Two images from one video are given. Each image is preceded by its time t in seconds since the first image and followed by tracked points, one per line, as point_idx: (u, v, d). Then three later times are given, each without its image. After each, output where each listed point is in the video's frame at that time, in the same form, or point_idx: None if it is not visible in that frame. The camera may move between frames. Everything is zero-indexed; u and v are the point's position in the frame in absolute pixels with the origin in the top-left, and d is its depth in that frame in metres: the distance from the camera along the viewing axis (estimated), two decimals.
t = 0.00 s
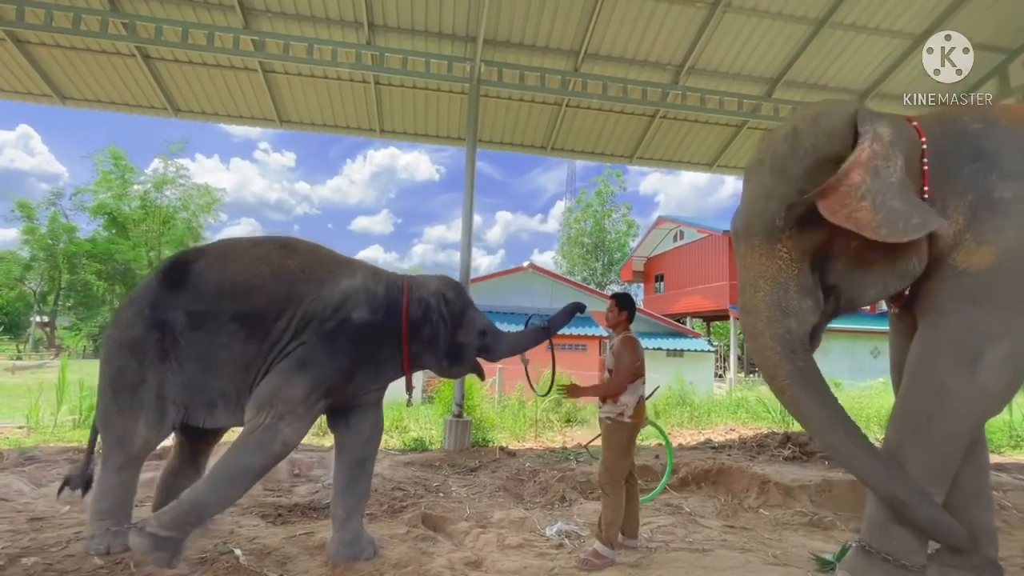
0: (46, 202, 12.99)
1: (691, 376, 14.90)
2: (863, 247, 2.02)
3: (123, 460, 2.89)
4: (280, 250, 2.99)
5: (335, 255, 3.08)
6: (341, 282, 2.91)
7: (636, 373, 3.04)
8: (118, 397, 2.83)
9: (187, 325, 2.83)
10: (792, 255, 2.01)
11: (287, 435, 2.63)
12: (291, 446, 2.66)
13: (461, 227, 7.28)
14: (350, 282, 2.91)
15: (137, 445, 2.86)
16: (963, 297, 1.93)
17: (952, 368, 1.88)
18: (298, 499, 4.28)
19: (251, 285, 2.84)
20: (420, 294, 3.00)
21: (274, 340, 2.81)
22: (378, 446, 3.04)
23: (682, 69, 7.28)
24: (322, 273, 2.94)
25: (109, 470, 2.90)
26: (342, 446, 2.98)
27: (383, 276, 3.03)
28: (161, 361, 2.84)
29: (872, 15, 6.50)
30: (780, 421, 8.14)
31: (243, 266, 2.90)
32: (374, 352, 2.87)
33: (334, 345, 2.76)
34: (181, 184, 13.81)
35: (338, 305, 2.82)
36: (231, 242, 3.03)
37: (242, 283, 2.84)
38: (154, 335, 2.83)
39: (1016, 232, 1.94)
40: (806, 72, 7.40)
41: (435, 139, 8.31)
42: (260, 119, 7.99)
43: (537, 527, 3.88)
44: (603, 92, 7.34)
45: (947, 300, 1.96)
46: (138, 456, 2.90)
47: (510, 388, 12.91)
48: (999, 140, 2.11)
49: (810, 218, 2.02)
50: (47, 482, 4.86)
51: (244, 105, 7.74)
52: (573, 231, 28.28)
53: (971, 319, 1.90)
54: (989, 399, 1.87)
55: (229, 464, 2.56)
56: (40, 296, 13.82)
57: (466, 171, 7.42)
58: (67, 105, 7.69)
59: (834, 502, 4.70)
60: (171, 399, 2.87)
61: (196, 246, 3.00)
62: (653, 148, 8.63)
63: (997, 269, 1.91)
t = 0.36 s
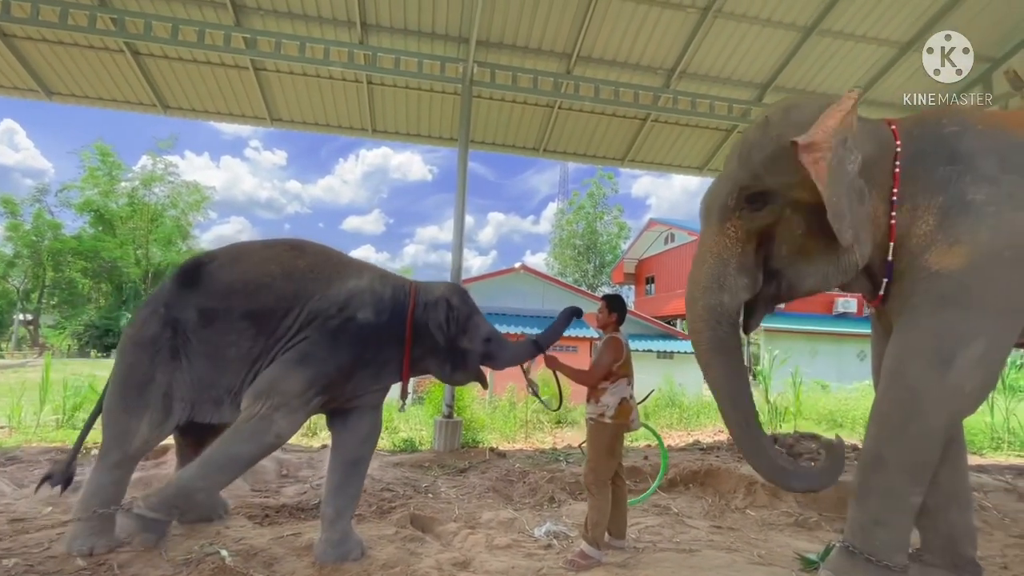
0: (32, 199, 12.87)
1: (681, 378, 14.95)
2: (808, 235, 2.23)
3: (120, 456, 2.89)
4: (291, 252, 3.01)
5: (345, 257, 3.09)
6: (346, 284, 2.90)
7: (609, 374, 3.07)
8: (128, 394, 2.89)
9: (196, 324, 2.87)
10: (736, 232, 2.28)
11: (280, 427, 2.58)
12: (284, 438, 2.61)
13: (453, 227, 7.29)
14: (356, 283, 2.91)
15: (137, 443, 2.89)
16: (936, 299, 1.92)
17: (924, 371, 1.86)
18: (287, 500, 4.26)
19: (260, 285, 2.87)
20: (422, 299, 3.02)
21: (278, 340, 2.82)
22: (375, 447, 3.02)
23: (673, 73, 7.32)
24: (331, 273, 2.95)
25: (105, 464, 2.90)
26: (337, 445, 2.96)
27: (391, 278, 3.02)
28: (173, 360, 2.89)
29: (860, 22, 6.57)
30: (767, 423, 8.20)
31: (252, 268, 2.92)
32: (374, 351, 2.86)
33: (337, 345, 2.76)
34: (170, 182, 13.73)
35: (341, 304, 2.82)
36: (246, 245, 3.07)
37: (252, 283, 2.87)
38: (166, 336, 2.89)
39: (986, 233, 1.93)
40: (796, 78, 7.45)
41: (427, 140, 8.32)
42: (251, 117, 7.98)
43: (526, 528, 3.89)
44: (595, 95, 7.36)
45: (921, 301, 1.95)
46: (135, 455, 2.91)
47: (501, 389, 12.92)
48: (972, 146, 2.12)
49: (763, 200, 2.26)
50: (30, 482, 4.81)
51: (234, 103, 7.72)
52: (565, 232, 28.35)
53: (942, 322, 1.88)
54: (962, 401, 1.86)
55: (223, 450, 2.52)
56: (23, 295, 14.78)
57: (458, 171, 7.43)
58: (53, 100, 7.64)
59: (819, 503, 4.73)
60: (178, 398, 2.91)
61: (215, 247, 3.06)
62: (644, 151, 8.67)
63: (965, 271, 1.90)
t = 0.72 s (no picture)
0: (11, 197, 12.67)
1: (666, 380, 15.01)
2: (748, 241, 2.27)
3: (115, 456, 2.82)
4: (286, 254, 3.03)
5: (342, 258, 3.09)
6: (338, 284, 2.91)
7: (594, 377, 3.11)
8: (130, 394, 2.86)
9: (194, 326, 2.87)
10: (681, 231, 2.39)
11: (266, 425, 2.56)
12: (268, 436, 2.58)
13: (442, 229, 7.30)
14: (348, 283, 2.92)
15: (136, 443, 2.83)
16: (893, 301, 1.94)
17: (886, 372, 1.89)
18: (271, 502, 4.23)
19: (255, 285, 2.88)
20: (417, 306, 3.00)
21: (271, 339, 2.81)
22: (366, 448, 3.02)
23: (660, 79, 7.38)
24: (324, 274, 2.95)
25: (97, 462, 2.81)
26: (327, 445, 2.96)
27: (384, 281, 3.03)
28: (174, 360, 2.88)
29: (840, 32, 6.70)
30: (751, 425, 8.28)
31: (250, 270, 2.93)
32: (362, 352, 2.86)
33: (325, 346, 2.76)
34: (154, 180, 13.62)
35: (330, 304, 2.82)
36: (247, 248, 3.09)
37: (247, 284, 2.88)
38: (169, 337, 2.89)
39: (936, 236, 1.94)
40: (779, 85, 7.56)
41: (417, 141, 8.31)
42: (237, 115, 7.95)
43: (512, 529, 3.91)
44: (582, 99, 7.40)
45: (879, 304, 1.97)
46: (132, 457, 2.85)
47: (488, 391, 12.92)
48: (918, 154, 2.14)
49: (708, 203, 2.34)
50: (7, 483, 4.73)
51: (220, 101, 7.68)
52: (553, 234, 28.45)
53: (900, 324, 1.90)
54: (923, 400, 1.88)
55: (206, 444, 2.50)
56: None
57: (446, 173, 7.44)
58: (32, 94, 7.55)
59: (801, 502, 4.79)
60: (181, 397, 2.88)
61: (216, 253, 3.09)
62: (631, 155, 8.74)
63: (917, 274, 1.92)
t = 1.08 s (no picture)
0: None
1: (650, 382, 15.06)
2: (691, 247, 2.31)
3: (111, 456, 2.72)
4: (268, 254, 3.01)
5: (322, 259, 3.09)
6: (315, 283, 2.89)
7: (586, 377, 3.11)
8: (123, 390, 2.80)
9: (174, 321, 2.85)
10: (631, 229, 2.46)
11: (239, 427, 2.50)
12: (243, 437, 2.53)
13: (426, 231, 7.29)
14: (325, 282, 2.90)
15: (133, 443, 2.75)
16: (849, 301, 1.97)
17: (846, 371, 1.92)
18: (249, 507, 4.18)
19: (231, 283, 2.86)
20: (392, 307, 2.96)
21: (250, 337, 2.77)
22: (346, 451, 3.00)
23: (645, 83, 7.42)
24: (301, 273, 2.94)
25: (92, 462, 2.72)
26: (306, 447, 2.94)
27: (362, 280, 3.02)
28: (159, 353, 2.84)
29: (820, 39, 6.84)
30: (732, 426, 8.35)
31: (231, 268, 2.93)
32: (339, 351, 2.83)
33: (299, 346, 2.70)
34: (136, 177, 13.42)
35: (304, 303, 2.79)
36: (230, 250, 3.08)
37: (225, 281, 2.86)
38: (157, 331, 2.85)
39: (884, 238, 1.98)
40: (761, 92, 7.66)
41: (401, 142, 8.28)
42: (218, 113, 7.87)
43: (494, 532, 3.91)
44: (567, 102, 7.41)
45: (836, 305, 2.00)
46: (129, 457, 2.76)
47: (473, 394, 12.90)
48: (865, 158, 2.18)
49: (659, 206, 2.39)
50: None
51: (201, 98, 7.60)
52: (539, 237, 28.50)
53: (856, 324, 1.94)
54: (884, 397, 1.91)
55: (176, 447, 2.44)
56: None
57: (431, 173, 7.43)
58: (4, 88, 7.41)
59: (780, 503, 4.83)
60: (171, 391, 2.85)
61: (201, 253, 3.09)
62: (615, 159, 8.78)
63: (868, 275, 1.96)
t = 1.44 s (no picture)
0: None
1: (637, 385, 15.11)
2: (652, 238, 2.46)
3: (89, 462, 2.71)
4: (250, 257, 2.99)
5: (303, 261, 3.07)
6: (296, 287, 2.86)
7: (581, 383, 3.23)
8: (104, 395, 2.79)
9: (154, 325, 2.83)
10: (595, 216, 2.58)
11: (217, 433, 2.47)
12: (223, 444, 2.50)
13: (413, 234, 7.27)
14: (305, 285, 2.88)
15: (112, 448, 2.73)
16: (816, 303, 1.99)
17: (816, 373, 1.93)
18: (230, 514, 4.13)
19: (213, 286, 2.84)
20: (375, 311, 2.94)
21: (228, 341, 2.74)
22: (328, 457, 2.98)
23: (631, 89, 7.45)
24: (282, 276, 2.92)
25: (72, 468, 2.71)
26: (288, 454, 2.90)
27: (345, 283, 3.01)
28: (139, 357, 2.83)
29: (802, 48, 6.95)
30: (718, 429, 8.40)
31: (213, 272, 2.90)
32: (320, 354, 2.81)
33: (279, 350, 2.68)
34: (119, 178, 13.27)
35: (284, 306, 2.77)
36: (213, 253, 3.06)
37: (207, 285, 2.84)
38: (138, 336, 2.85)
39: (847, 239, 2.00)
40: (744, 99, 7.73)
41: (388, 145, 8.25)
42: (202, 114, 7.80)
43: (480, 537, 3.89)
44: (555, 107, 7.43)
45: (804, 307, 2.02)
46: (108, 464, 2.74)
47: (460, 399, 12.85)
48: (828, 160, 2.19)
49: (622, 197, 2.52)
50: None
51: (185, 99, 7.54)
52: (527, 241, 28.54)
53: (824, 325, 1.95)
54: (856, 398, 1.92)
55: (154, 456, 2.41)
56: None
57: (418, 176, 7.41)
58: None
59: (764, 505, 4.86)
60: (149, 397, 2.82)
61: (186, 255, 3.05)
62: (602, 163, 8.81)
63: (833, 276, 1.97)
